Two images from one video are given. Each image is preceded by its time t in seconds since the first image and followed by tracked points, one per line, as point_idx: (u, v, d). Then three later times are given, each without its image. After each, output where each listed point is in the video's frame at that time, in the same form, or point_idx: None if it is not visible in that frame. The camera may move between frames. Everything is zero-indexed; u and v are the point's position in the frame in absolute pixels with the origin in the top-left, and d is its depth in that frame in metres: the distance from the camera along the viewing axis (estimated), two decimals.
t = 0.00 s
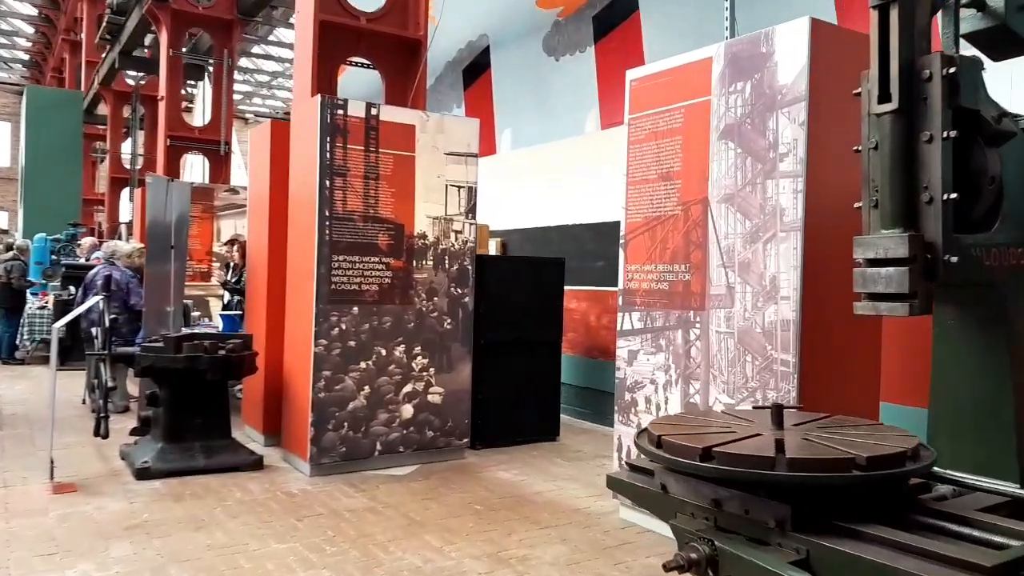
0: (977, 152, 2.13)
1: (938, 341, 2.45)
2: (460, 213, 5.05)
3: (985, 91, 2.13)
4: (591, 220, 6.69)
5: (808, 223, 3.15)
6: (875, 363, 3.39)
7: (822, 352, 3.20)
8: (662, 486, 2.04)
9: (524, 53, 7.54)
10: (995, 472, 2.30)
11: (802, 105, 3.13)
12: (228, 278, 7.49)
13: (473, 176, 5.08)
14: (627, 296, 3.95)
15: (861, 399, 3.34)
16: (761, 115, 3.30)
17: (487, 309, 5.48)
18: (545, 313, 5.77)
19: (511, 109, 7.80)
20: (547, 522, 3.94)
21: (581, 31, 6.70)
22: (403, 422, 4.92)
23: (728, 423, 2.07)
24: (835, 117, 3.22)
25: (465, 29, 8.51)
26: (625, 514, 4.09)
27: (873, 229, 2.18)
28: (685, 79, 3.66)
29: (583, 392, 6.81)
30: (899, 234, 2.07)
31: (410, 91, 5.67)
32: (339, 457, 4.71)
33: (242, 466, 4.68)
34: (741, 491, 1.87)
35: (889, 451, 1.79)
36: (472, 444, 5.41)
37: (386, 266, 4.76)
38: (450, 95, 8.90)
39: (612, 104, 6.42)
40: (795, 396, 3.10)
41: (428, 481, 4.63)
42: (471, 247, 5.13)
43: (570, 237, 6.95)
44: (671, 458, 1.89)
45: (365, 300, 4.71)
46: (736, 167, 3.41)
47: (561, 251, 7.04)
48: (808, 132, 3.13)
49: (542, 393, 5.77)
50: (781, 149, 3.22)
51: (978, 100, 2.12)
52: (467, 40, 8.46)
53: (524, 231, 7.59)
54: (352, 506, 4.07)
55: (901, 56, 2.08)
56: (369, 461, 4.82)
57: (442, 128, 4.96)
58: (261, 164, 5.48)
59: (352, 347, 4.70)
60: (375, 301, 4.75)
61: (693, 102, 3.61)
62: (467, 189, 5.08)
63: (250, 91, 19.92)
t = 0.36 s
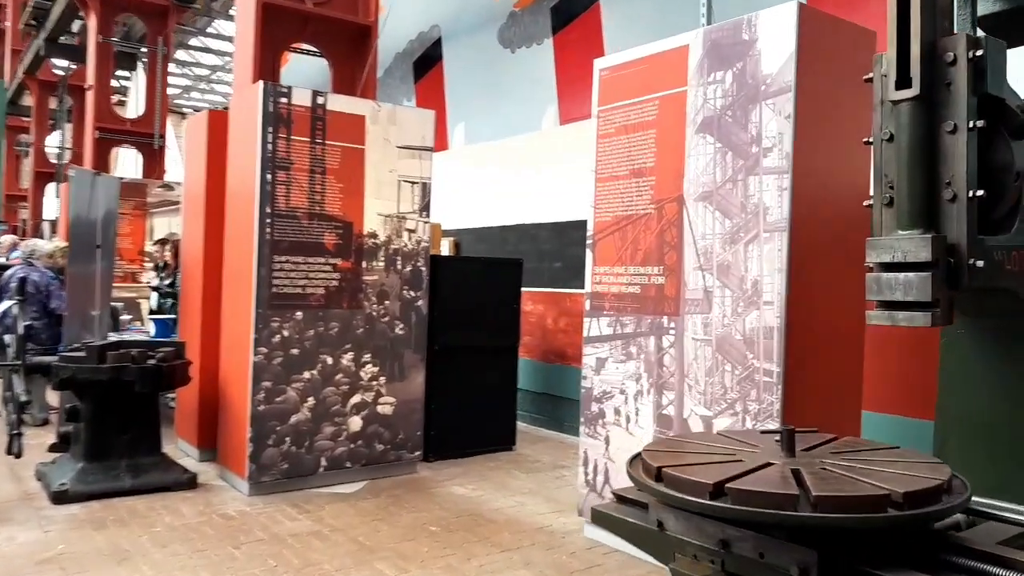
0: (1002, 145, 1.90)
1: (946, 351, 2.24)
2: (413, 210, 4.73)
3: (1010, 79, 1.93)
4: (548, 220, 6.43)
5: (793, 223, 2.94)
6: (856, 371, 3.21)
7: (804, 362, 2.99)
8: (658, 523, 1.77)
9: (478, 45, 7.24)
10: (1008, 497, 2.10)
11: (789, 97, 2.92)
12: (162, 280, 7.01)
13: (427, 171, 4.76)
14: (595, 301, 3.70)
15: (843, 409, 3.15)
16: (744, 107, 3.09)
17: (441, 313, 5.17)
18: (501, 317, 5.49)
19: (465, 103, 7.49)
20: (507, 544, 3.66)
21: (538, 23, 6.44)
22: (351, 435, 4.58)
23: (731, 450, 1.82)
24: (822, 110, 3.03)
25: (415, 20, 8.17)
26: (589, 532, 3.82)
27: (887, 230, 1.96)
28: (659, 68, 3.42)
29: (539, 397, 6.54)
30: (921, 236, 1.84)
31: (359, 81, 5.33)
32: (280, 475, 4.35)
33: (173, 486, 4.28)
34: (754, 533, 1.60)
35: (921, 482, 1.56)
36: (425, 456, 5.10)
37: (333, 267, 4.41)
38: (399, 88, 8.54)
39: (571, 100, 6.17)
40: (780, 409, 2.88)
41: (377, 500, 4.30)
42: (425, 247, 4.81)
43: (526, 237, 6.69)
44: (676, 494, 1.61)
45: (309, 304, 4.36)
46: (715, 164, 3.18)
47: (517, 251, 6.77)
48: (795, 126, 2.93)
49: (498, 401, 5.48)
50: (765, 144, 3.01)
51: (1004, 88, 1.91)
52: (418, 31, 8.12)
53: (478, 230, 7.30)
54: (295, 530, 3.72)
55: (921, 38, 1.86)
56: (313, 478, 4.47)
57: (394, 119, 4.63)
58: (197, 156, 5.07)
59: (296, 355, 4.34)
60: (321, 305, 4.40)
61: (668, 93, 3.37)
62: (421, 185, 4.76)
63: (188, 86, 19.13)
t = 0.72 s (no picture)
0: (937, 132, 1.85)
1: (869, 344, 2.19)
2: (299, 201, 4.38)
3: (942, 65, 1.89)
4: (441, 215, 6.20)
5: (707, 215, 2.85)
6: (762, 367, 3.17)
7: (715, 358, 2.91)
8: (597, 538, 1.59)
9: (366, 32, 6.92)
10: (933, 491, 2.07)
11: (704, 86, 2.84)
12: (9, 277, 6.28)
13: (314, 160, 4.44)
14: (500, 297, 3.51)
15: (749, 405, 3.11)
16: (656, 96, 2.98)
17: (330, 312, 4.84)
18: (393, 316, 5.22)
19: (351, 92, 7.13)
20: (406, 558, 3.41)
21: (431, 11, 6.21)
22: (229, 446, 4.19)
23: (673, 455, 1.67)
24: (733, 102, 2.97)
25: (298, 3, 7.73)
26: (491, 539, 3.62)
27: (825, 218, 1.87)
28: (567, 55, 3.28)
29: (432, 400, 6.30)
30: (864, 225, 1.77)
31: (239, 62, 4.92)
32: (148, 492, 3.92)
33: (20, 510, 3.76)
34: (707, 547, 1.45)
35: (880, 482, 1.46)
36: (311, 465, 4.76)
37: (209, 262, 4.02)
38: (280, 75, 8.07)
39: (465, 92, 5.97)
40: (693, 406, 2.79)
41: (260, 515, 3.95)
42: (312, 241, 4.48)
43: (417, 233, 6.43)
44: (624, 507, 1.44)
45: (182, 302, 3.95)
46: (626, 154, 3.06)
47: (408, 248, 6.50)
48: (709, 116, 2.85)
49: (390, 405, 5.21)
50: (678, 134, 2.91)
51: (937, 74, 1.86)
52: (301, 15, 7.69)
53: (365, 225, 6.97)
54: (166, 554, 3.33)
55: (860, 19, 1.79)
56: (186, 495, 4.06)
57: (279, 102, 4.28)
58: (50, 138, 4.53)
59: (167, 359, 3.93)
60: (196, 303, 4.00)
61: (576, 81, 3.23)
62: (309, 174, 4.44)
63: (41, 70, 17.58)
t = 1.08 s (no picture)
0: (857, 135, 1.83)
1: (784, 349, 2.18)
2: (165, 196, 3.99)
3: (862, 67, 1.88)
4: (320, 214, 5.89)
5: (611, 217, 2.76)
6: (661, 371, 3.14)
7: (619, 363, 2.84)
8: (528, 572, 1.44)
9: (237, 17, 6.48)
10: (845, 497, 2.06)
11: (607, 84, 2.75)
12: None
13: (182, 152, 4.07)
14: (393, 302, 3.32)
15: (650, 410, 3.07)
16: (559, 93, 2.87)
17: (198, 319, 4.47)
18: (269, 320, 4.88)
19: (219, 80, 6.66)
20: None
21: None
22: (84, 467, 3.76)
23: (605, 477, 1.55)
24: (636, 103, 2.91)
25: None
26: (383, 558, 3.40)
27: (749, 222, 1.81)
28: (465, 46, 3.12)
29: (312, 409, 5.97)
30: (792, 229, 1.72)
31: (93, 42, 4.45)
32: None
33: None
34: None
35: (825, 498, 1.38)
36: (178, 484, 4.37)
37: (60, 262, 3.59)
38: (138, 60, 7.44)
39: (346, 86, 5.70)
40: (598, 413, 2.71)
41: (122, 544, 3.56)
42: (180, 240, 4.10)
43: (293, 232, 6.08)
44: (565, 541, 1.30)
45: (27, 309, 3.50)
46: (528, 153, 2.94)
47: (283, 248, 6.14)
48: (613, 115, 2.76)
49: (267, 416, 4.88)
50: (581, 133, 2.81)
51: (856, 76, 1.84)
52: None
53: (236, 223, 6.53)
54: None
55: (786, 17, 1.74)
56: (33, 524, 3.61)
57: (142, 87, 3.88)
58: None
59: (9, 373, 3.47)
60: (44, 310, 3.56)
61: (475, 74, 3.08)
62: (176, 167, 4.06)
63: None
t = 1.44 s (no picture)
0: (779, 124, 1.78)
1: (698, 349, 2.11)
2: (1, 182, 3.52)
3: (784, 55, 1.82)
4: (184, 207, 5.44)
5: (514, 210, 2.63)
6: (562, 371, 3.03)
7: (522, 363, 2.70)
8: None
9: None
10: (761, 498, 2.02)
11: (509, 70, 2.61)
12: None
13: (23, 133, 3.60)
14: (273, 301, 3.04)
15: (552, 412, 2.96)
16: (457, 78, 2.70)
17: (42, 322, 3.99)
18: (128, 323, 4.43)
19: (64, 58, 6.03)
20: None
21: None
22: None
23: (538, 492, 1.40)
24: (537, 92, 2.79)
25: None
26: None
27: (675, 213, 1.72)
28: (354, 25, 2.89)
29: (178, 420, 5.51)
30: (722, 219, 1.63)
31: None
32: None
33: None
34: None
35: (776, 506, 1.29)
36: (19, 508, 3.86)
37: None
38: None
39: (213, 70, 5.29)
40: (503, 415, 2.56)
41: None
42: (20, 233, 3.63)
43: (154, 226, 5.58)
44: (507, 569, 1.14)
45: None
46: (424, 141, 2.75)
47: (142, 244, 5.63)
48: (515, 103, 2.62)
49: (124, 428, 4.42)
50: (482, 121, 2.65)
51: (780, 63, 1.78)
52: None
53: (86, 216, 5.94)
54: None
55: None
56: None
57: None
58: None
59: None
60: None
61: (365, 56, 2.86)
62: (16, 150, 3.59)
63: None
